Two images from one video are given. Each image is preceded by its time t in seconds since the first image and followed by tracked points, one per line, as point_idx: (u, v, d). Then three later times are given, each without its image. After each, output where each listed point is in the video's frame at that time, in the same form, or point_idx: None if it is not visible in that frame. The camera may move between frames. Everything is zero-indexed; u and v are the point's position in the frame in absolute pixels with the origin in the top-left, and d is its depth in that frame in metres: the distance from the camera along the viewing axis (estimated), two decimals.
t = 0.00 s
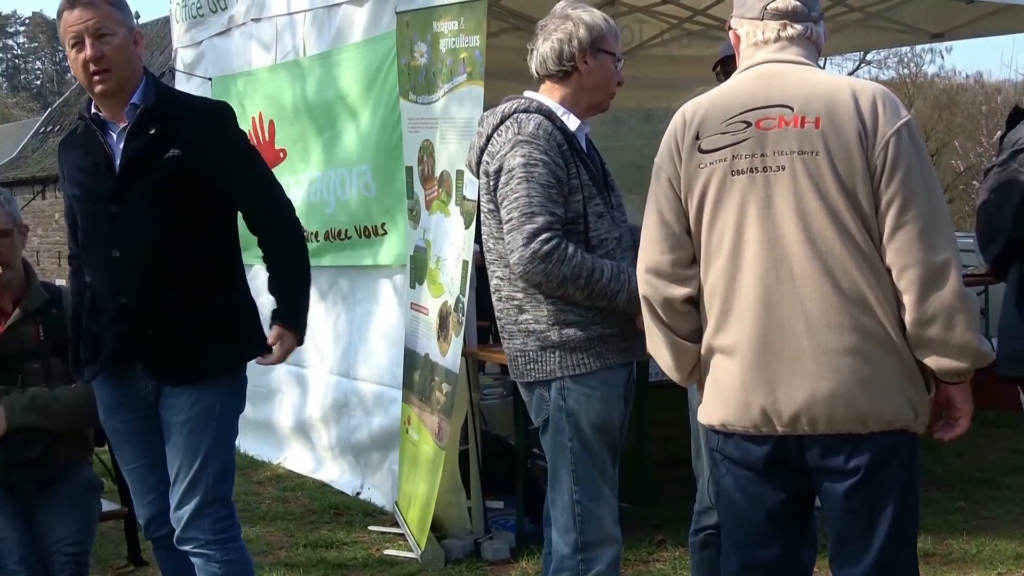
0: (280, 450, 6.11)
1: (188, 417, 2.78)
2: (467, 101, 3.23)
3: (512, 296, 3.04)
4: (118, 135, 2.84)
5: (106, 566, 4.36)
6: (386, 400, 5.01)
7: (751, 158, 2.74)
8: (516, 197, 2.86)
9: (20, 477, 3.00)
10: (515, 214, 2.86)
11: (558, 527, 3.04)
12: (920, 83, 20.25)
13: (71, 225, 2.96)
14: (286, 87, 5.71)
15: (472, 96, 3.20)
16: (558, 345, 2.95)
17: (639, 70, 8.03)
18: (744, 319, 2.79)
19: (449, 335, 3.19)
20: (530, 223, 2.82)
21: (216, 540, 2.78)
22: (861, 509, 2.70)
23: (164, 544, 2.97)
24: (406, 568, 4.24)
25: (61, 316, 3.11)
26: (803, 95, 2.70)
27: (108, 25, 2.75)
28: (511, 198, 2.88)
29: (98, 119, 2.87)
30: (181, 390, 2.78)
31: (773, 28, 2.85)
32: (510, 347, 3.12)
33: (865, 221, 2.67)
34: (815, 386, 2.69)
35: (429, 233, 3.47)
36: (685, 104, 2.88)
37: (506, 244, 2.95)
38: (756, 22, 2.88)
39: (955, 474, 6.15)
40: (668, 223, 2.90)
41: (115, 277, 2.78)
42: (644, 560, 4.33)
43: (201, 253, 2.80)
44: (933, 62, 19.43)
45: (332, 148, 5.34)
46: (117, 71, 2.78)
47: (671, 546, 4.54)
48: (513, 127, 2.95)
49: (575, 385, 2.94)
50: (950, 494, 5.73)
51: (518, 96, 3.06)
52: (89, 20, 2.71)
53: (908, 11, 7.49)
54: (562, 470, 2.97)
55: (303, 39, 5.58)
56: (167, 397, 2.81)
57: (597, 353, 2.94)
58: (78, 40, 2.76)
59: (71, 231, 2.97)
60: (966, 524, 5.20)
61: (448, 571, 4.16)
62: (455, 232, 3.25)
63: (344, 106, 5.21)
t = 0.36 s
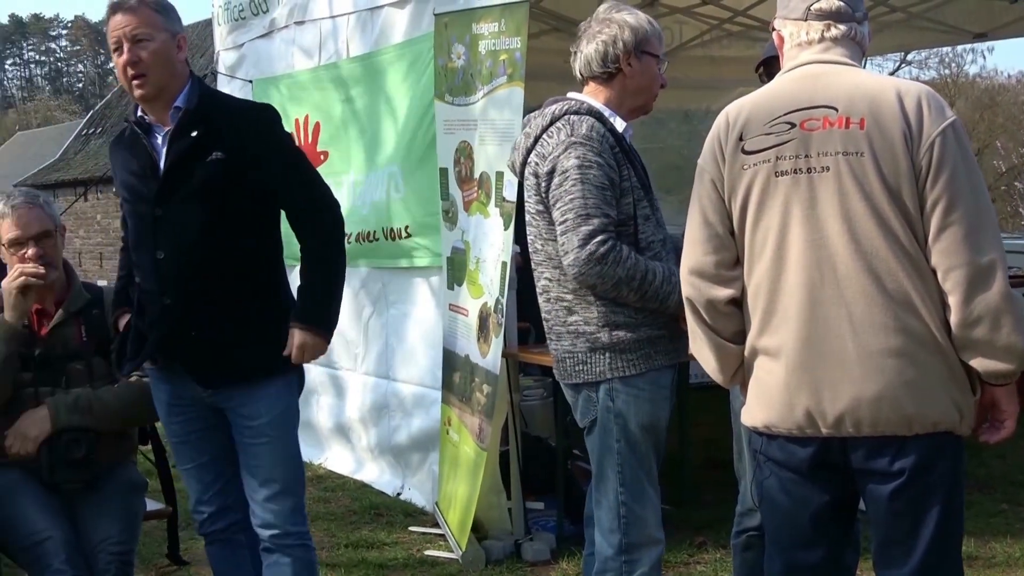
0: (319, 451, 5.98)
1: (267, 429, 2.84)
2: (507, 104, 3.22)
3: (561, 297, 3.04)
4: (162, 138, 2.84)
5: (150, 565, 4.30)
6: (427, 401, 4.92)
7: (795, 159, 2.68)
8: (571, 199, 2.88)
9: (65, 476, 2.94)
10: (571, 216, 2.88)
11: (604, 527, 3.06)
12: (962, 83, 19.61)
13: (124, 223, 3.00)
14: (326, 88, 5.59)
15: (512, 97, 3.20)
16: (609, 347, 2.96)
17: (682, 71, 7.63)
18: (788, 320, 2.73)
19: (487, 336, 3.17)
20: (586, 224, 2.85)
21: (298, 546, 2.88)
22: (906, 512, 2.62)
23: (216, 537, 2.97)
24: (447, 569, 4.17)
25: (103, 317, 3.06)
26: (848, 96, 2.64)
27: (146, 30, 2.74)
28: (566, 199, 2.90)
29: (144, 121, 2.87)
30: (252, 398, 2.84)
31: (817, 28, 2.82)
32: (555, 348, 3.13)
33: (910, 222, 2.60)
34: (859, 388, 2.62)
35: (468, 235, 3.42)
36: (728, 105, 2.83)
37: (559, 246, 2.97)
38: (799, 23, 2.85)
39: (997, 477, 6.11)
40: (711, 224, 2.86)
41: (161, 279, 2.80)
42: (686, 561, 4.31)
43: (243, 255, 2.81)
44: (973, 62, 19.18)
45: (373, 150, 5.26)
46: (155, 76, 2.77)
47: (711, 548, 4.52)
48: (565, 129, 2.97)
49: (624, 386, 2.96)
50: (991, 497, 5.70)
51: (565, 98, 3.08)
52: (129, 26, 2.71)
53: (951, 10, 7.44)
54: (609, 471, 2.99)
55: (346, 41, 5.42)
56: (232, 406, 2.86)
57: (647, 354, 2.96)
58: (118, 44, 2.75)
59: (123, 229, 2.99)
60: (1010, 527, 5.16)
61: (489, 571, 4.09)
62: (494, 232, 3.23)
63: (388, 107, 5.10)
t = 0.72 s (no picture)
0: (365, 452, 5.89)
1: (309, 436, 2.87)
2: (547, 104, 3.22)
3: (608, 297, 3.05)
4: (230, 135, 2.93)
5: (195, 566, 4.31)
6: (469, 403, 4.82)
7: (841, 158, 2.58)
8: (620, 199, 2.88)
9: (113, 479, 2.96)
10: (620, 215, 2.88)
11: (650, 528, 3.08)
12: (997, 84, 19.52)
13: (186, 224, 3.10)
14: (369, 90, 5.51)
15: (555, 98, 3.19)
16: (657, 347, 2.97)
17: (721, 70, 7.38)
18: (835, 319, 2.63)
19: (532, 336, 3.19)
20: (636, 224, 2.85)
21: (346, 552, 2.92)
22: (955, 512, 2.51)
23: (270, 538, 3.05)
24: (492, 569, 4.17)
25: (148, 319, 3.07)
26: (894, 93, 2.54)
27: (222, 32, 2.81)
28: (615, 199, 2.90)
29: (214, 118, 2.96)
30: (295, 401, 2.87)
31: (863, 26, 2.72)
32: (602, 347, 3.13)
33: (958, 220, 2.50)
34: (908, 388, 2.52)
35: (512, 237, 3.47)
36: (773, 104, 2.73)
37: (608, 246, 2.97)
38: (844, 20, 2.75)
39: None
40: (757, 224, 2.79)
41: (217, 274, 2.88)
42: (731, 562, 4.31)
43: (297, 252, 2.89)
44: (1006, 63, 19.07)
45: (418, 152, 5.18)
46: (227, 76, 2.84)
47: (756, 548, 4.50)
48: (613, 129, 2.97)
49: (672, 386, 2.97)
50: None
51: (613, 97, 3.07)
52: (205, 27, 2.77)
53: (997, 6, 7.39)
54: (657, 471, 3.01)
55: (388, 43, 5.31)
56: (274, 412, 2.90)
57: (695, 354, 2.97)
58: (194, 44, 2.84)
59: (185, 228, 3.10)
60: None
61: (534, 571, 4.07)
62: (538, 234, 3.26)
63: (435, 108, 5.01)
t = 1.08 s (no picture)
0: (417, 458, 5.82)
1: (365, 444, 2.88)
2: (600, 111, 3.22)
3: (664, 305, 3.05)
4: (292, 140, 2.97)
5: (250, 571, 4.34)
6: (522, 410, 4.75)
7: (902, 166, 2.43)
8: (674, 208, 2.87)
9: (170, 486, 2.96)
10: (675, 225, 2.87)
11: (706, 538, 3.09)
12: None
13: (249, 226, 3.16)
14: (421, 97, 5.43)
15: (607, 105, 3.18)
16: (712, 356, 2.96)
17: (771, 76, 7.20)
18: (892, 328, 2.49)
19: (585, 343, 3.21)
20: (691, 233, 2.84)
21: (400, 564, 2.93)
22: (1016, 526, 2.36)
23: (330, 545, 3.08)
24: None
25: (202, 325, 3.06)
26: (955, 99, 2.41)
27: (285, 40, 2.86)
28: (669, 208, 2.89)
29: (279, 125, 3.02)
30: (352, 409, 2.88)
31: (921, 33, 2.54)
32: (657, 355, 3.14)
33: (1021, 229, 2.37)
34: (968, 398, 2.38)
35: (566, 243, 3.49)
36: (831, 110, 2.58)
37: (662, 255, 2.96)
38: (901, 26, 2.58)
39: None
40: (814, 232, 2.65)
41: (275, 279, 2.93)
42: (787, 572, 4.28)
43: (356, 258, 2.90)
44: None
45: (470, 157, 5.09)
46: (290, 83, 2.88)
47: (813, 558, 4.47)
48: (667, 138, 2.95)
49: (727, 396, 2.96)
50: None
51: (668, 105, 3.06)
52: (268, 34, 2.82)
53: None
54: (713, 480, 3.01)
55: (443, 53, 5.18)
56: (331, 420, 2.93)
57: (750, 363, 2.96)
58: (259, 51, 2.89)
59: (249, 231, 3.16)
60: None
61: None
62: (592, 240, 3.28)
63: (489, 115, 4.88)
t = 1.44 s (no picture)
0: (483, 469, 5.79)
1: (431, 456, 2.88)
2: (663, 123, 3.20)
3: (726, 318, 3.03)
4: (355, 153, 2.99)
5: None
6: (587, 422, 4.77)
7: (971, 177, 2.36)
8: (734, 221, 2.85)
9: (238, 498, 2.99)
10: (735, 238, 2.85)
11: (771, 554, 3.06)
12: None
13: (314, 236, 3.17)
14: (479, 111, 5.44)
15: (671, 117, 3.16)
16: (774, 369, 2.94)
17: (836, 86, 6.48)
18: (965, 340, 2.41)
19: (650, 355, 3.22)
20: (751, 246, 2.82)
21: None
22: None
23: (398, 556, 3.10)
24: None
25: (268, 338, 3.07)
26: None
27: (352, 55, 2.88)
28: (728, 222, 2.87)
29: (343, 137, 3.02)
30: (418, 421, 2.89)
31: (992, 42, 2.44)
32: (720, 366, 3.12)
33: None
34: None
35: (632, 254, 3.50)
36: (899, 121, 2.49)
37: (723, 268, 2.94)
38: (969, 35, 2.47)
39: None
40: (883, 243, 2.54)
41: (338, 290, 2.94)
42: None
43: (418, 269, 2.90)
44: None
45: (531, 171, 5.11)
46: (356, 97, 2.91)
47: (880, 573, 4.41)
48: (727, 150, 2.94)
49: (791, 409, 2.93)
50: None
51: (728, 117, 3.04)
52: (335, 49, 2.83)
53: None
54: (777, 495, 2.98)
55: (511, 66, 5.16)
56: (398, 430, 2.94)
57: (814, 376, 2.93)
58: (325, 67, 2.92)
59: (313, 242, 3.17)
60: None
61: None
62: (656, 252, 3.28)
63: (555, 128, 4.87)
